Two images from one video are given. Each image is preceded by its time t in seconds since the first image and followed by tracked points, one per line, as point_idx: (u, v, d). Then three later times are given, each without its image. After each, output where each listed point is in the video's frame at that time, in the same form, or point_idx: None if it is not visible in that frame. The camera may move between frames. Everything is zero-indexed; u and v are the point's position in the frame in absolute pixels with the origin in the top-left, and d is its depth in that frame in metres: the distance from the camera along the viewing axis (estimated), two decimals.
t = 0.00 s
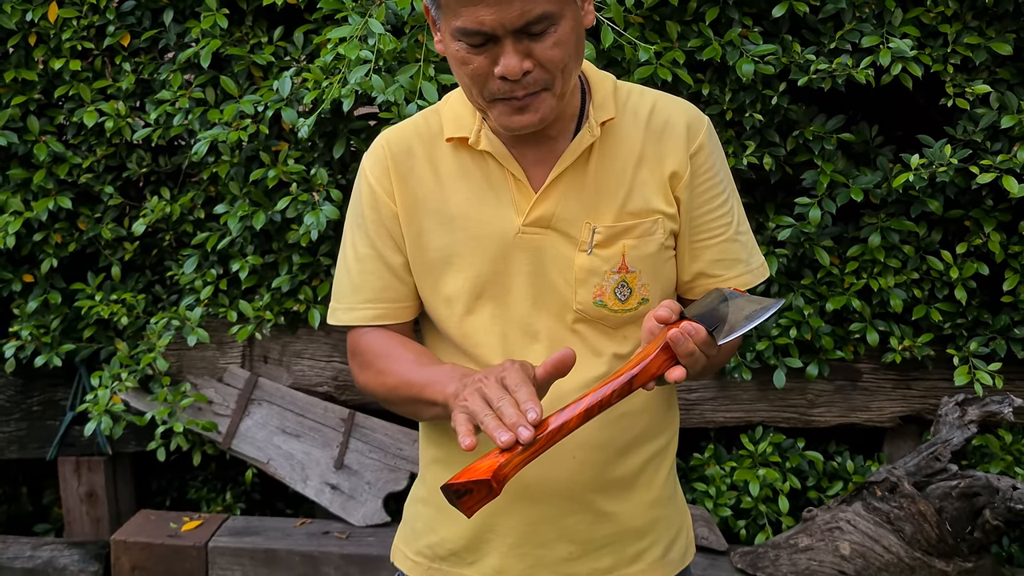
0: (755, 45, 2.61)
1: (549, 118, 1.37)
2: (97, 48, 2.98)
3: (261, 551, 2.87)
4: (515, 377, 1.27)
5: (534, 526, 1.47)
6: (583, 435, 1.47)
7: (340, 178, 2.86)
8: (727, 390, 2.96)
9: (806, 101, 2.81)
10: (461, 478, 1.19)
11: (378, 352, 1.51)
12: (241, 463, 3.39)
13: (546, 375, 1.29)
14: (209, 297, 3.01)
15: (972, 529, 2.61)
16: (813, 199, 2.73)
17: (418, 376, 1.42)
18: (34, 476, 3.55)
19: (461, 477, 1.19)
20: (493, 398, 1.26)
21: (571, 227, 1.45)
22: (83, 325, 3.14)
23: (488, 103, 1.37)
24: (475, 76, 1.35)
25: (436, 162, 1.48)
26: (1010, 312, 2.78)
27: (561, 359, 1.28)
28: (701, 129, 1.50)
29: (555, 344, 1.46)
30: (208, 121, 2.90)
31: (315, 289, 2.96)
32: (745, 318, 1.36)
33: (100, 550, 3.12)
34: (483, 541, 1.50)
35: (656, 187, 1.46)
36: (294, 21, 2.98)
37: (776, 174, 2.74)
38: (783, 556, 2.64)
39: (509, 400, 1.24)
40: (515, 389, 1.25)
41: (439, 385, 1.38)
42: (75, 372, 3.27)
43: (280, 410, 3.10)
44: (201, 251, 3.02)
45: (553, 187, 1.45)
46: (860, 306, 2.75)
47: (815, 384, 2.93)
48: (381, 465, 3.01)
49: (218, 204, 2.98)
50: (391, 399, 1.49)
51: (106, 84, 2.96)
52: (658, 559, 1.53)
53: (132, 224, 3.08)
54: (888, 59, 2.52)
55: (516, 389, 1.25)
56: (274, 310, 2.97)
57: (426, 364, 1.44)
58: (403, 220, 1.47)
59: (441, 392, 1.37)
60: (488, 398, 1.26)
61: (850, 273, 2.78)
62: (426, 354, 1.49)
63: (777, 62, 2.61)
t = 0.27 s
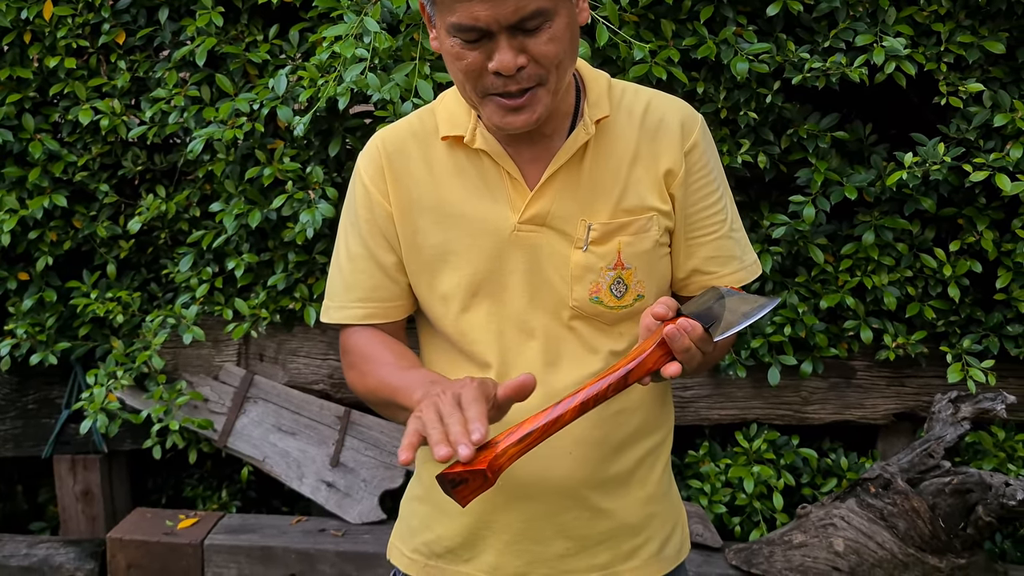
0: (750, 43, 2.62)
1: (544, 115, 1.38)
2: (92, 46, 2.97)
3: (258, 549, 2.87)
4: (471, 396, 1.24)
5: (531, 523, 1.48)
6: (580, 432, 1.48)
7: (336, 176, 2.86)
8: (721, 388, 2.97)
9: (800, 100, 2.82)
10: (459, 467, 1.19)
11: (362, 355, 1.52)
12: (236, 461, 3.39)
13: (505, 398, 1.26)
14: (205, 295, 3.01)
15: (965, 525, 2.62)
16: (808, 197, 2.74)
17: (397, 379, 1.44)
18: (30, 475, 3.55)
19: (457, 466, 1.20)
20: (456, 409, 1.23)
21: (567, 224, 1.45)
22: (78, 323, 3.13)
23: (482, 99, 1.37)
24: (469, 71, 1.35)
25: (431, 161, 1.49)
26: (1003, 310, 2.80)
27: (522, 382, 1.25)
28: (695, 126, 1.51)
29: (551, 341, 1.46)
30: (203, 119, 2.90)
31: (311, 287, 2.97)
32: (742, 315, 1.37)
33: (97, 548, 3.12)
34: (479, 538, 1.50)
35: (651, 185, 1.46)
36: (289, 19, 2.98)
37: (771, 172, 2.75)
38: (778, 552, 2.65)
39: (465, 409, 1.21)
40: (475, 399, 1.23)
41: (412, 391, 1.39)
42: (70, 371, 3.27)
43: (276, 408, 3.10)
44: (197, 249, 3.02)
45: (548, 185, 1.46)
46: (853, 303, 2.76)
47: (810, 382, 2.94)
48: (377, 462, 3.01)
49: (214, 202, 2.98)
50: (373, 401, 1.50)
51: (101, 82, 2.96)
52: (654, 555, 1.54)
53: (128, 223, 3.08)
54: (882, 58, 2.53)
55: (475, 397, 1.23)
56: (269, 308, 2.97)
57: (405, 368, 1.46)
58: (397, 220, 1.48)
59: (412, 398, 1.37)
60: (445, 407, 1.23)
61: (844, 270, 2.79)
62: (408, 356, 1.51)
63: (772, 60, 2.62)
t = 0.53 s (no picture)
0: (744, 42, 2.63)
1: (542, 114, 1.39)
2: (86, 45, 2.97)
3: (254, 547, 2.88)
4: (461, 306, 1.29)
5: (528, 521, 1.49)
6: (575, 430, 1.49)
7: (331, 175, 2.87)
8: (716, 385, 2.99)
9: (794, 99, 2.84)
10: (461, 463, 1.24)
11: (356, 335, 1.52)
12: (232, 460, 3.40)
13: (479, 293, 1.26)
14: (200, 294, 3.01)
15: (958, 522, 2.63)
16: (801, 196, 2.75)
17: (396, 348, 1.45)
18: (25, 474, 3.55)
19: (460, 462, 1.24)
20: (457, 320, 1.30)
21: (562, 224, 1.46)
22: (73, 323, 3.13)
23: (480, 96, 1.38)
24: (466, 67, 1.36)
25: (424, 162, 1.49)
26: (995, 308, 2.82)
27: (455, 274, 1.24)
28: (689, 125, 1.52)
29: (547, 339, 1.47)
30: (198, 118, 2.90)
31: (306, 286, 2.97)
32: (743, 316, 1.38)
33: (93, 547, 3.13)
34: (476, 536, 1.51)
35: (645, 184, 1.47)
36: (284, 18, 2.99)
37: (764, 171, 2.76)
38: (772, 549, 2.67)
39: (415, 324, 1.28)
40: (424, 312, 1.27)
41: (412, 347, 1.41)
42: (66, 370, 3.27)
43: (272, 406, 3.10)
44: (192, 248, 3.02)
45: (543, 185, 1.46)
46: (847, 301, 2.78)
47: (804, 379, 2.96)
48: (373, 461, 3.02)
49: (209, 201, 2.99)
50: (367, 380, 1.50)
51: (96, 81, 2.96)
52: (650, 552, 1.55)
53: (123, 222, 3.09)
54: (875, 57, 2.55)
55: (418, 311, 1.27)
56: (265, 307, 2.97)
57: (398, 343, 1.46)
58: (391, 220, 1.49)
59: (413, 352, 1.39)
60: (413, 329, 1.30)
61: (837, 268, 2.80)
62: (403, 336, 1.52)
63: (765, 59, 2.63)
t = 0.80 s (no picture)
0: (740, 46, 2.64)
1: (540, 101, 1.39)
2: (85, 50, 2.98)
3: (254, 551, 2.88)
4: (460, 363, 1.31)
5: (527, 525, 1.50)
6: (574, 435, 1.49)
7: (329, 179, 2.88)
8: (714, 387, 2.99)
9: (791, 102, 2.85)
10: (457, 463, 1.24)
11: (359, 355, 1.56)
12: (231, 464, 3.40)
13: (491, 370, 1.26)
14: (199, 298, 3.02)
15: (955, 522, 2.64)
16: (798, 198, 2.76)
17: (397, 375, 1.48)
18: (24, 479, 3.55)
19: (456, 462, 1.24)
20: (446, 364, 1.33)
21: (560, 228, 1.47)
22: (72, 327, 3.14)
23: (478, 82, 1.39)
24: (464, 51, 1.37)
25: (422, 166, 1.50)
26: (992, 309, 2.83)
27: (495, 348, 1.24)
28: (687, 129, 1.53)
29: (545, 344, 1.48)
30: (197, 122, 2.91)
31: (305, 290, 2.98)
32: (741, 318, 1.39)
33: (93, 551, 3.13)
34: (475, 540, 1.52)
35: (643, 188, 1.48)
36: (282, 23, 3.00)
37: (761, 173, 2.77)
38: (770, 550, 2.68)
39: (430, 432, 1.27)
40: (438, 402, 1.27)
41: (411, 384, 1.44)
42: (65, 374, 3.27)
43: (271, 410, 3.11)
44: (191, 252, 3.03)
45: (541, 189, 1.47)
46: (844, 303, 2.79)
47: (801, 381, 2.97)
48: (372, 464, 3.02)
49: (207, 205, 2.99)
50: (374, 399, 1.54)
51: (95, 86, 2.97)
52: (648, 555, 1.56)
53: (122, 226, 3.09)
54: (870, 60, 2.56)
55: (431, 418, 1.26)
56: (264, 310, 2.98)
57: (397, 367, 1.50)
58: (389, 226, 1.50)
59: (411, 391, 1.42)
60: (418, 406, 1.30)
61: (834, 270, 2.81)
62: (404, 351, 1.56)
63: (762, 62, 2.64)
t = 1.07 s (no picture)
0: (736, 45, 2.64)
1: (539, 92, 1.39)
2: (82, 49, 2.99)
3: (251, 549, 2.89)
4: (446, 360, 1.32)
5: (523, 524, 1.51)
6: (571, 434, 1.50)
7: (327, 178, 2.88)
8: (710, 385, 3.00)
9: (787, 101, 2.86)
10: (457, 463, 1.25)
11: (352, 354, 1.56)
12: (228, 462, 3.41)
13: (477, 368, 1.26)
14: (196, 296, 3.02)
15: (950, 518, 2.65)
16: (794, 196, 2.77)
17: (387, 373, 1.49)
18: (21, 477, 3.55)
19: (456, 461, 1.25)
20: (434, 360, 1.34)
21: (557, 226, 1.47)
22: (69, 325, 3.14)
23: (476, 74, 1.39)
24: (462, 45, 1.38)
25: (420, 164, 1.51)
26: (986, 307, 2.84)
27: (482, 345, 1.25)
28: (683, 128, 1.53)
29: (542, 342, 1.48)
30: (194, 121, 2.91)
31: (302, 288, 2.98)
32: (738, 315, 1.39)
33: (90, 549, 3.13)
34: (472, 539, 1.53)
35: (640, 186, 1.49)
36: (279, 22, 3.01)
37: (757, 172, 2.78)
38: (766, 547, 2.69)
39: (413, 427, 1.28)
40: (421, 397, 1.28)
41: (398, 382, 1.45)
42: (62, 373, 3.27)
43: (268, 408, 3.11)
44: (188, 251, 3.03)
45: (538, 187, 1.48)
46: (840, 301, 2.80)
47: (797, 379, 2.98)
48: (369, 462, 3.03)
49: (205, 204, 3.00)
50: (367, 398, 1.54)
51: (92, 85, 2.97)
52: (645, 553, 1.57)
53: (119, 225, 3.10)
54: (866, 59, 2.57)
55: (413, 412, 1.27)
56: (261, 308, 2.98)
57: (387, 365, 1.51)
58: (386, 224, 1.51)
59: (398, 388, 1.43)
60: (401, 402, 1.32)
61: (830, 269, 2.82)
62: (397, 350, 1.56)
63: (758, 61, 2.65)
